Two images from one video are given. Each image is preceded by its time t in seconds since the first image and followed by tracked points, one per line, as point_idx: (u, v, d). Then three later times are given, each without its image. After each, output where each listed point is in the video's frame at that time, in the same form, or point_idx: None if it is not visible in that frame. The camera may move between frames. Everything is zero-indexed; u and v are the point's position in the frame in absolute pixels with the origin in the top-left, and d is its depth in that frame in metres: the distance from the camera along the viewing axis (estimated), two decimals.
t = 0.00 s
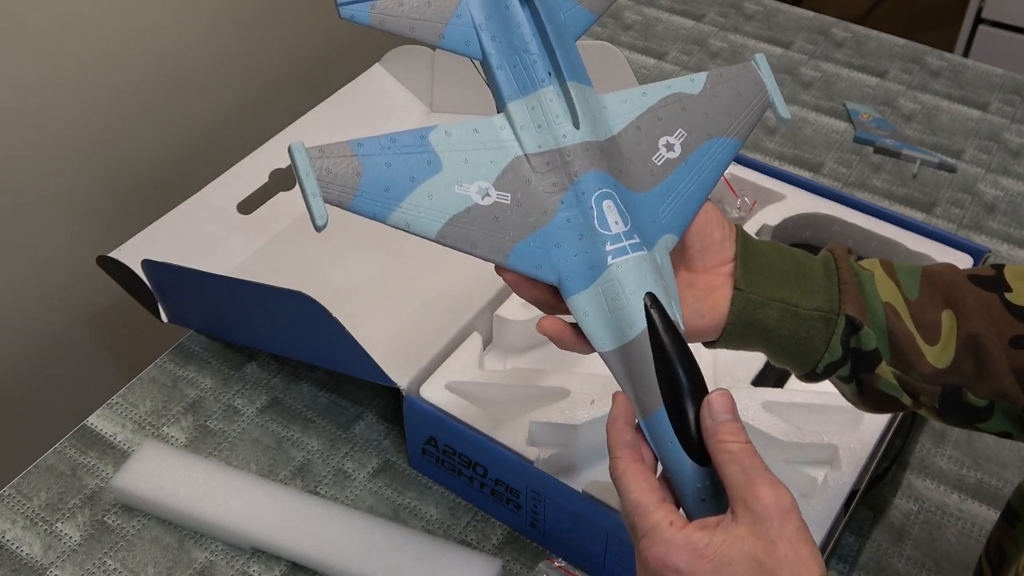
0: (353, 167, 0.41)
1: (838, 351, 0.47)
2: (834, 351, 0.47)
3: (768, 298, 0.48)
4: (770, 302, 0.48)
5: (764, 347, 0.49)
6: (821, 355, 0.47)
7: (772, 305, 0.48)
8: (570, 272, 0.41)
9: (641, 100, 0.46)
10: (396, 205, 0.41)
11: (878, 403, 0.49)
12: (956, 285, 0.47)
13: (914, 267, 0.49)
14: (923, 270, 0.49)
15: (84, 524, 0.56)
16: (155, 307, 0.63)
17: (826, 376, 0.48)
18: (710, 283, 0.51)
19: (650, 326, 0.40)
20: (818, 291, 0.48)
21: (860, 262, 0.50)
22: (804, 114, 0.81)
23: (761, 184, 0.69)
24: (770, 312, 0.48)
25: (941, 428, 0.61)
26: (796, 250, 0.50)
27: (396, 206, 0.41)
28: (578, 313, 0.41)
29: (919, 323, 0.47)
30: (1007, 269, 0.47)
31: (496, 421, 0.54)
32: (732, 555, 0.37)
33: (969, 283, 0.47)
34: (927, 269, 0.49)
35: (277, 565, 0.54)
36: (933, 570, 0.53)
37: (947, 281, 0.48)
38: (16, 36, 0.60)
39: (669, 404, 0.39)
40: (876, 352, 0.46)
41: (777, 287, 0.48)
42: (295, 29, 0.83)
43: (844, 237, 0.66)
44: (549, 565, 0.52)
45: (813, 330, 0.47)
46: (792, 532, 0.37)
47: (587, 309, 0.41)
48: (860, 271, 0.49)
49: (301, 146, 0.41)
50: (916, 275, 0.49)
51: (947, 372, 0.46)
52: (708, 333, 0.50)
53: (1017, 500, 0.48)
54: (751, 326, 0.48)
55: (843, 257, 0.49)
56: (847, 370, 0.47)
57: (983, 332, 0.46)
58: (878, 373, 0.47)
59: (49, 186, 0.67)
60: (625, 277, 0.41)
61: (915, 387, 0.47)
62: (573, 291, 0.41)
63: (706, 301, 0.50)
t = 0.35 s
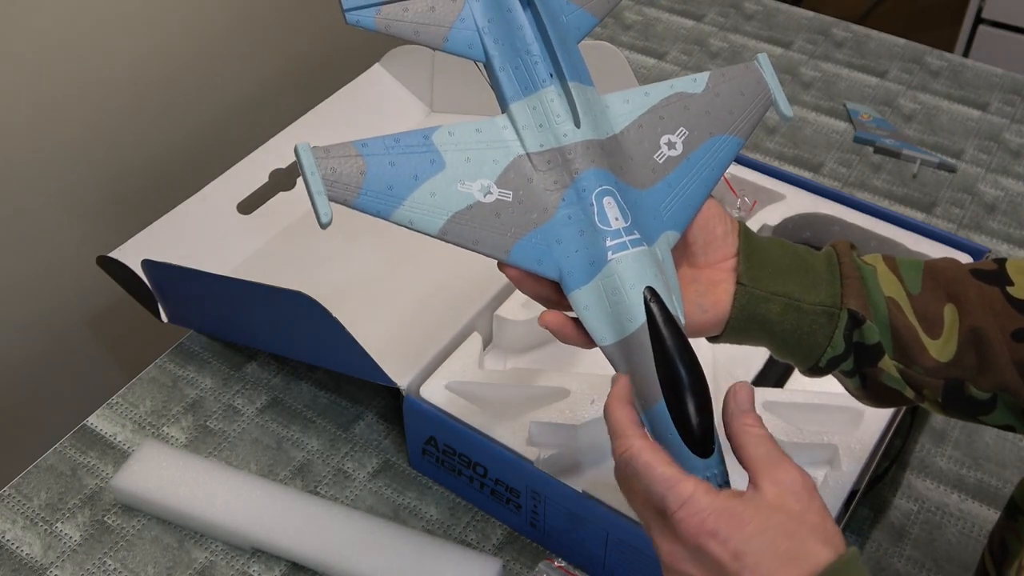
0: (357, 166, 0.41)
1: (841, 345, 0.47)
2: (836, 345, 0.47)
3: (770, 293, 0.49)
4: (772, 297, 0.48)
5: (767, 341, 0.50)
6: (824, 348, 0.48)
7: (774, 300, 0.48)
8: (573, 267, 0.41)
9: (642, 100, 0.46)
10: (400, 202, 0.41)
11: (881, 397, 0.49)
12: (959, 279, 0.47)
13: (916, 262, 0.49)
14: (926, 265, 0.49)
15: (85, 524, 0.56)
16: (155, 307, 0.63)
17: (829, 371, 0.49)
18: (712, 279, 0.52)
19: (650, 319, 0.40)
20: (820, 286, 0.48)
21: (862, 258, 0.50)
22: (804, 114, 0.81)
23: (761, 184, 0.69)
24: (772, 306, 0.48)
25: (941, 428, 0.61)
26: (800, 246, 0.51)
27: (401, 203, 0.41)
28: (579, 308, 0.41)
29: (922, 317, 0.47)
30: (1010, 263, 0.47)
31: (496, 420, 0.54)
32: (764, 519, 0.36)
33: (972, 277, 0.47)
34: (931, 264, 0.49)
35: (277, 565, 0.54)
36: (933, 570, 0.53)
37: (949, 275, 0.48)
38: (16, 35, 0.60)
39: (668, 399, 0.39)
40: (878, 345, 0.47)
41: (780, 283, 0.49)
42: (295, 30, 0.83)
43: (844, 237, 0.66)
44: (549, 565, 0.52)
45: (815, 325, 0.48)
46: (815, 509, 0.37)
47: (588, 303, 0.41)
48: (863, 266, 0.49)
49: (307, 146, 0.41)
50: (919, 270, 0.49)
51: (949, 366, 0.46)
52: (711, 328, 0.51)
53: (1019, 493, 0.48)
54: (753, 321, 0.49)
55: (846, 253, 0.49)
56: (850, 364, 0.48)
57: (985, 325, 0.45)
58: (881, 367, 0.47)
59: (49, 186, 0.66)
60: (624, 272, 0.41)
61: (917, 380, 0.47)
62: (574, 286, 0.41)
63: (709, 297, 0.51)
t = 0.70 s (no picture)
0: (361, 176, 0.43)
1: (854, 331, 0.47)
2: (849, 331, 0.47)
3: (785, 279, 0.48)
4: (784, 283, 0.48)
5: (780, 324, 0.49)
6: (837, 334, 0.48)
7: (789, 285, 0.48)
8: (560, 255, 0.41)
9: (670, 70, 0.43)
10: (400, 201, 0.43)
11: (892, 381, 0.49)
12: (975, 267, 0.47)
13: (934, 249, 0.49)
14: (943, 250, 0.48)
15: (85, 524, 0.56)
16: (155, 307, 0.63)
17: (842, 354, 0.49)
18: (725, 265, 0.53)
19: (626, 312, 0.38)
20: (836, 272, 0.48)
21: (879, 241, 0.49)
22: (804, 114, 0.81)
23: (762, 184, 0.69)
24: (786, 292, 0.48)
25: (941, 427, 0.61)
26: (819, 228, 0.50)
27: (401, 201, 0.43)
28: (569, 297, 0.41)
29: (938, 304, 0.47)
30: None
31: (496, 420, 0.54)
32: (766, 517, 0.35)
33: (990, 264, 0.47)
34: (949, 250, 0.48)
35: (277, 565, 0.54)
36: (933, 570, 0.53)
37: (965, 261, 0.47)
38: (16, 36, 0.60)
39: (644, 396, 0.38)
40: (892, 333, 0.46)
41: (796, 267, 0.48)
42: (295, 30, 0.83)
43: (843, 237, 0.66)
44: (549, 565, 0.52)
45: (829, 311, 0.47)
46: (812, 506, 0.37)
47: (576, 293, 0.41)
48: (880, 251, 0.48)
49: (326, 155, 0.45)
50: (936, 256, 0.48)
51: (962, 354, 0.46)
52: (727, 311, 0.52)
53: None
54: (766, 307, 0.49)
55: (863, 237, 0.49)
56: (863, 349, 0.48)
57: (1001, 315, 0.45)
58: (894, 353, 0.47)
59: (49, 185, 0.66)
60: (604, 259, 0.40)
61: (929, 367, 0.47)
62: (563, 274, 0.41)
63: (721, 284, 0.52)
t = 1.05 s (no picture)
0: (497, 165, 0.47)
1: (887, 321, 0.50)
2: (882, 321, 0.50)
3: (819, 270, 0.51)
4: (819, 274, 0.51)
5: (812, 313, 0.52)
6: (870, 323, 0.50)
7: (822, 277, 0.51)
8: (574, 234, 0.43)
9: None
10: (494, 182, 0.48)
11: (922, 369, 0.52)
12: (1008, 258, 0.49)
13: (969, 239, 0.51)
14: (980, 240, 0.51)
15: (85, 524, 0.56)
16: (155, 307, 0.63)
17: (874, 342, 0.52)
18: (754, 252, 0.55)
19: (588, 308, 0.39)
20: (868, 264, 0.50)
21: (913, 230, 0.52)
22: (804, 114, 0.81)
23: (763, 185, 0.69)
24: (821, 283, 0.51)
25: (941, 427, 0.60)
26: (853, 217, 0.52)
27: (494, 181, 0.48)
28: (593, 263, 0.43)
29: (971, 293, 0.49)
30: None
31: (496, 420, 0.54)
32: (720, 541, 0.39)
33: None
34: (981, 239, 0.51)
35: (277, 565, 0.54)
36: (933, 570, 0.53)
37: (998, 251, 0.50)
38: (15, 35, 0.60)
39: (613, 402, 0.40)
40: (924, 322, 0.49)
41: (828, 257, 0.51)
42: (295, 30, 0.83)
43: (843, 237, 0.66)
44: (549, 565, 0.52)
45: (862, 299, 0.50)
46: (778, 521, 0.40)
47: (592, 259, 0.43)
48: (914, 241, 0.51)
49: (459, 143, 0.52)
50: (969, 246, 0.51)
51: (994, 343, 0.48)
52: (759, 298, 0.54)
53: None
54: (798, 297, 0.52)
55: (896, 227, 0.51)
56: (895, 338, 0.51)
57: None
58: (925, 343, 0.50)
59: (49, 185, 0.66)
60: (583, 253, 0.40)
61: (960, 355, 0.50)
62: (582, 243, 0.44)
63: (746, 272, 0.54)
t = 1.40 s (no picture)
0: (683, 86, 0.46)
1: (926, 323, 0.52)
2: (922, 323, 0.52)
3: (858, 272, 0.53)
4: (858, 276, 0.53)
5: (850, 315, 0.54)
6: (909, 325, 0.52)
7: (863, 280, 0.53)
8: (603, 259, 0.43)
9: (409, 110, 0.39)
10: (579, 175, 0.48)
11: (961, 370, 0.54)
12: None
13: (1007, 238, 0.52)
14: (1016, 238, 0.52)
15: (85, 524, 0.56)
16: (155, 307, 0.63)
17: (912, 343, 0.54)
18: (792, 253, 0.55)
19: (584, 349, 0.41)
20: (908, 266, 0.52)
21: (952, 229, 0.54)
22: (804, 114, 0.81)
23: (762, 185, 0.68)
24: (860, 285, 0.53)
25: (941, 427, 0.60)
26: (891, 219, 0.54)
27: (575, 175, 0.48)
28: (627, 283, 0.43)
29: (1013, 294, 0.51)
30: None
31: (496, 420, 0.54)
32: None
33: None
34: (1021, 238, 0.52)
35: (277, 565, 0.54)
36: (933, 570, 0.53)
37: None
38: (15, 35, 0.60)
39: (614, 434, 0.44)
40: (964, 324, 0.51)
41: (867, 262, 0.53)
42: (295, 29, 0.83)
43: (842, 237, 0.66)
44: (549, 565, 0.51)
45: (902, 301, 0.52)
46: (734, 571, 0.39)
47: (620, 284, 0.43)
48: (952, 242, 0.52)
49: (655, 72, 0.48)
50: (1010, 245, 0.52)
51: None
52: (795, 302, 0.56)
53: None
54: (839, 299, 0.53)
55: (935, 228, 0.53)
56: (933, 340, 0.53)
57: None
58: (965, 345, 0.52)
59: (49, 184, 0.66)
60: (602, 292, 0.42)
61: (1001, 355, 0.51)
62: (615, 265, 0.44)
63: (785, 275, 0.55)
